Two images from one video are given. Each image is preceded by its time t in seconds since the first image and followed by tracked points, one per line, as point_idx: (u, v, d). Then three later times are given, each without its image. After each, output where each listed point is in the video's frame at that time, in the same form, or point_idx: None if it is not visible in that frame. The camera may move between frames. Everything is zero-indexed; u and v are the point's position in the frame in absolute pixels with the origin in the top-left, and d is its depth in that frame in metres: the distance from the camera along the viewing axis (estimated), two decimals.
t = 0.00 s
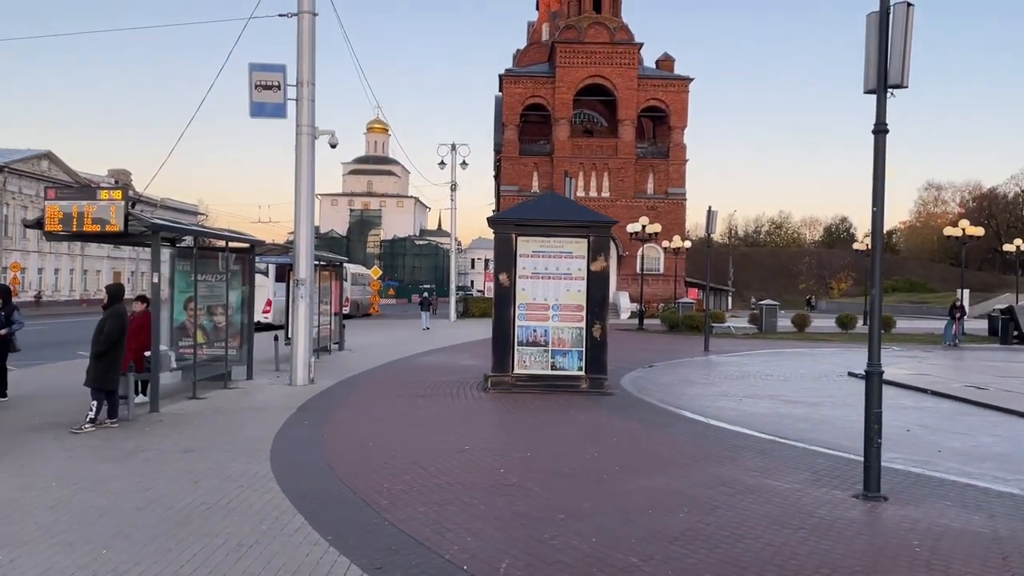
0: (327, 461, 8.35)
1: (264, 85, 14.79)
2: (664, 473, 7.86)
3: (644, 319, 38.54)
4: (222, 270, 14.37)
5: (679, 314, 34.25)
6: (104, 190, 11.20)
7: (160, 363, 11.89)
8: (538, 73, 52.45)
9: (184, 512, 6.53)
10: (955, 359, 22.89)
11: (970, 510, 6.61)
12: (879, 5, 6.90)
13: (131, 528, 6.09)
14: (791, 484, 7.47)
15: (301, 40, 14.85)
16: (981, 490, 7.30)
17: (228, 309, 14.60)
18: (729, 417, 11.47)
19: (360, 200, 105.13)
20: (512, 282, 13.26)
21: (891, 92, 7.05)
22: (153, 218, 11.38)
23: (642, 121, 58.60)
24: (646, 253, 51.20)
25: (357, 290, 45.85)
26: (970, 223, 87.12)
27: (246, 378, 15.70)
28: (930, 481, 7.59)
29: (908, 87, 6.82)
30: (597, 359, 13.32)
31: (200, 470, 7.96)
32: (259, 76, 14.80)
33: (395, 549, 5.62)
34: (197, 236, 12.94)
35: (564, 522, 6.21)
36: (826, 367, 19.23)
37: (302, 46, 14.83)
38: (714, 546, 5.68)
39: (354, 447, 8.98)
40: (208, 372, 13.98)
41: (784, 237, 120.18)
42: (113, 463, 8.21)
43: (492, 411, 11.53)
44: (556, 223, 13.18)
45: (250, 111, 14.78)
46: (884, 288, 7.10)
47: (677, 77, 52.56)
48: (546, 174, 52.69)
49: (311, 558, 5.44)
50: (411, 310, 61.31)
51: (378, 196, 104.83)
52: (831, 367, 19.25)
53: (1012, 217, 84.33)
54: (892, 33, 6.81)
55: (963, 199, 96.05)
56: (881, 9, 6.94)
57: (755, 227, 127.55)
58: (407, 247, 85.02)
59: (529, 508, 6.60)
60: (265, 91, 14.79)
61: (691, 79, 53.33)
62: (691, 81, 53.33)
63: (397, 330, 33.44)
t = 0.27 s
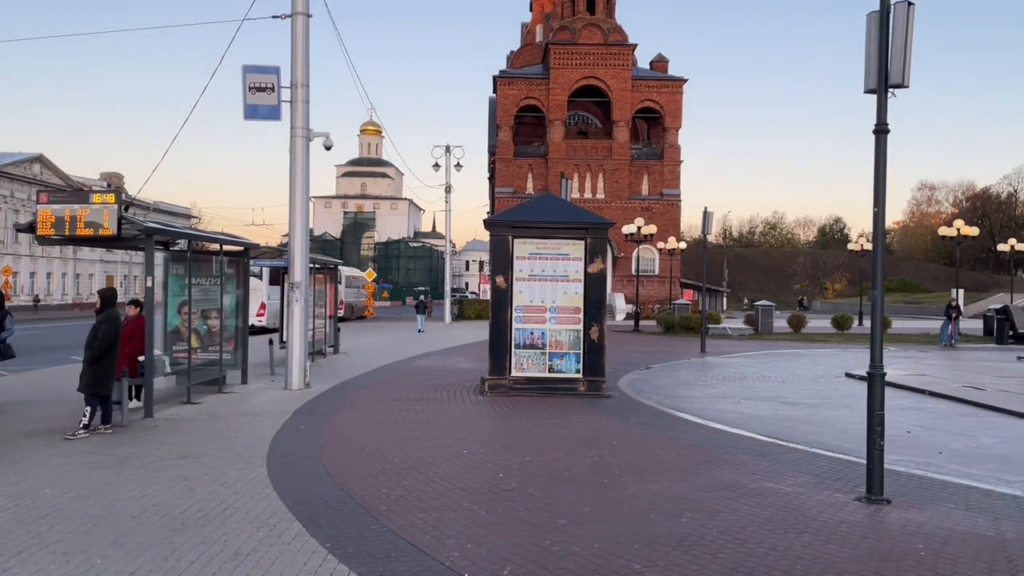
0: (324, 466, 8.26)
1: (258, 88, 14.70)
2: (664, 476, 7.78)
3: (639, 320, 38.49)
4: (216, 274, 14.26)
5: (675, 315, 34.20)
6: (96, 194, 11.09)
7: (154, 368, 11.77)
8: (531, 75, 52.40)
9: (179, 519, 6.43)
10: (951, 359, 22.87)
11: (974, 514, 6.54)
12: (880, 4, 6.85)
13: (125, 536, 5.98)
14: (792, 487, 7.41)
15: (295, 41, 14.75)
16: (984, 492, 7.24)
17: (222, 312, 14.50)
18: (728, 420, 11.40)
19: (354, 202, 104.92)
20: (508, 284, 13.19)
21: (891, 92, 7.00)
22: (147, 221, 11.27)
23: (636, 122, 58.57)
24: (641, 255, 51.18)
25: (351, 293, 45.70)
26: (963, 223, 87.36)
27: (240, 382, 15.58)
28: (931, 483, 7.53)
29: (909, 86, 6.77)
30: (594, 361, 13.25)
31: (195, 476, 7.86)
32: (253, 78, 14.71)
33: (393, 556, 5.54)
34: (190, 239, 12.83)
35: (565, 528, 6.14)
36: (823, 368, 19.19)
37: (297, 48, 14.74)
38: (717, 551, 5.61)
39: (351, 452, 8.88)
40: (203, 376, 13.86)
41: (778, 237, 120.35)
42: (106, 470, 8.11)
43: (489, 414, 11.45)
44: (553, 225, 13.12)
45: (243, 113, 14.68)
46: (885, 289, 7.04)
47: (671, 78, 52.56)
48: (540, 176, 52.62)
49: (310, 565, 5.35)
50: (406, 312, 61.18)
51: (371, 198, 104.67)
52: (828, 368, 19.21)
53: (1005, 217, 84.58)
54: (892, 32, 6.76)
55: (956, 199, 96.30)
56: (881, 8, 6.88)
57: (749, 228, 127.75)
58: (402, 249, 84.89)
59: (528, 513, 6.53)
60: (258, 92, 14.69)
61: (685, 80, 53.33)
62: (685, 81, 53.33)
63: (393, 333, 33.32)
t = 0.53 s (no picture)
0: (318, 468, 8.21)
1: (250, 88, 14.63)
2: (661, 477, 7.76)
3: (634, 320, 38.48)
4: (209, 276, 14.18)
5: (669, 315, 34.22)
6: (88, 196, 11.01)
7: (146, 371, 11.69)
8: (524, 75, 52.38)
9: (171, 523, 6.37)
10: (944, 357, 22.93)
11: (971, 513, 6.53)
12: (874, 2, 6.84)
13: (117, 541, 5.93)
14: (788, 487, 7.39)
15: (288, 42, 14.69)
16: (981, 491, 7.23)
17: (215, 314, 14.42)
18: (724, 420, 11.37)
19: (347, 203, 104.73)
20: (503, 285, 13.16)
21: (886, 90, 6.98)
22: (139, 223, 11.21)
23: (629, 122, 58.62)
24: (635, 255, 51.21)
25: (345, 294, 45.58)
26: (955, 222, 87.66)
27: (234, 385, 15.50)
28: (927, 482, 7.52)
29: (904, 85, 6.75)
30: (589, 361, 13.22)
31: (188, 480, 7.80)
32: (245, 78, 14.64)
33: (389, 559, 5.50)
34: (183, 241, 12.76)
35: (561, 529, 6.11)
36: (817, 367, 19.20)
37: (289, 48, 14.68)
38: (714, 552, 5.58)
39: (345, 454, 8.83)
40: (196, 379, 13.79)
41: (771, 237, 120.57)
42: (99, 474, 8.04)
43: (484, 415, 11.41)
44: (547, 225, 13.10)
45: (236, 114, 14.61)
46: (880, 288, 7.03)
47: (663, 78, 52.60)
48: (533, 176, 52.59)
49: (304, 570, 5.31)
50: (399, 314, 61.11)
51: (365, 199, 104.49)
52: (822, 368, 19.22)
53: (996, 216, 84.91)
54: (887, 30, 6.74)
55: (947, 198, 96.67)
56: (875, 7, 6.87)
57: (742, 228, 127.98)
58: (395, 250, 84.76)
59: (524, 515, 6.50)
60: (251, 93, 14.63)
61: (678, 81, 53.38)
62: (678, 82, 53.38)
63: (387, 334, 33.23)
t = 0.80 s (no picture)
0: (310, 470, 8.16)
1: (241, 88, 14.55)
2: (654, 477, 7.72)
3: (627, 319, 38.48)
4: (200, 276, 14.09)
5: (663, 314, 34.21)
6: (77, 196, 10.94)
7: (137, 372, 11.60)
8: (517, 75, 52.33)
9: (161, 527, 6.30)
10: (936, 356, 23.00)
11: (965, 512, 6.51)
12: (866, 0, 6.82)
13: (106, 545, 5.86)
14: (782, 487, 7.37)
15: (279, 41, 14.62)
16: (974, 489, 7.22)
17: (206, 315, 14.33)
18: (717, 419, 11.35)
19: (340, 204, 104.63)
20: (496, 285, 13.11)
21: (878, 88, 6.96)
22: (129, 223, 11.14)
23: (622, 122, 58.65)
24: (629, 254, 51.23)
25: (338, 294, 45.49)
26: (947, 221, 87.97)
27: (226, 386, 15.40)
28: (922, 481, 7.50)
29: (896, 83, 6.73)
30: (582, 361, 13.19)
31: (178, 482, 7.73)
32: (236, 78, 14.56)
33: (380, 562, 5.45)
34: (173, 242, 12.67)
35: (554, 531, 6.07)
36: (811, 366, 19.20)
37: (280, 47, 14.61)
38: (708, 552, 5.55)
39: (336, 455, 8.77)
40: (187, 380, 13.69)
41: (763, 236, 120.82)
42: (88, 477, 7.96)
43: (477, 416, 11.36)
44: (540, 225, 13.05)
45: (227, 114, 14.53)
46: (873, 287, 7.00)
47: (656, 78, 52.61)
48: (526, 176, 52.54)
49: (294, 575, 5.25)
50: (393, 314, 60.97)
51: (358, 200, 104.34)
52: (815, 367, 19.23)
53: (988, 215, 85.26)
54: (879, 29, 6.73)
55: (939, 196, 97.03)
56: (868, 5, 6.85)
57: (735, 227, 128.23)
58: (388, 251, 84.63)
59: (517, 516, 6.45)
60: (242, 93, 14.55)
61: (671, 80, 53.40)
62: (671, 81, 53.40)
63: (380, 334, 33.14)
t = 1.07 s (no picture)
0: (300, 471, 8.11)
1: (233, 87, 14.49)
2: (646, 476, 7.69)
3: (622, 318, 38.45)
4: (192, 276, 14.02)
5: (657, 313, 34.18)
6: (66, 196, 10.88)
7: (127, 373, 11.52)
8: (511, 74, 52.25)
9: (149, 528, 6.25)
10: (930, 353, 23.01)
11: (957, 510, 6.50)
12: None
13: (93, 547, 5.81)
14: (774, 485, 7.35)
15: (270, 40, 14.56)
16: (967, 487, 7.21)
17: (198, 315, 14.26)
18: (710, 418, 11.32)
19: (335, 203, 104.40)
20: (489, 284, 13.06)
21: (870, 86, 6.93)
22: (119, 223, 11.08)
23: (617, 121, 58.62)
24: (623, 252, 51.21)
25: (332, 294, 45.39)
26: (941, 219, 88.12)
27: (218, 386, 15.34)
28: (914, 480, 7.48)
29: (887, 80, 6.71)
30: (575, 360, 13.16)
31: (168, 483, 7.68)
32: (227, 77, 14.49)
33: (370, 563, 5.41)
34: (164, 241, 12.60)
35: (545, 531, 6.04)
36: (805, 364, 19.19)
37: (272, 46, 14.54)
38: (699, 552, 5.52)
39: (328, 456, 8.72)
40: (179, 380, 13.61)
41: (758, 234, 120.92)
42: (77, 478, 7.91)
43: (470, 415, 11.32)
44: (533, 224, 13.01)
45: (218, 113, 14.46)
46: (865, 284, 6.97)
47: (650, 77, 52.57)
48: (521, 175, 52.49)
49: None
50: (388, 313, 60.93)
51: (353, 199, 104.20)
52: (809, 364, 19.22)
53: (982, 212, 85.39)
54: (870, 25, 6.70)
55: (933, 194, 97.17)
56: (859, 2, 6.82)
57: (729, 225, 128.32)
58: (383, 250, 84.47)
59: (508, 516, 6.42)
60: (233, 92, 14.48)
61: (665, 79, 53.36)
62: (665, 80, 53.36)
63: (375, 334, 33.06)
